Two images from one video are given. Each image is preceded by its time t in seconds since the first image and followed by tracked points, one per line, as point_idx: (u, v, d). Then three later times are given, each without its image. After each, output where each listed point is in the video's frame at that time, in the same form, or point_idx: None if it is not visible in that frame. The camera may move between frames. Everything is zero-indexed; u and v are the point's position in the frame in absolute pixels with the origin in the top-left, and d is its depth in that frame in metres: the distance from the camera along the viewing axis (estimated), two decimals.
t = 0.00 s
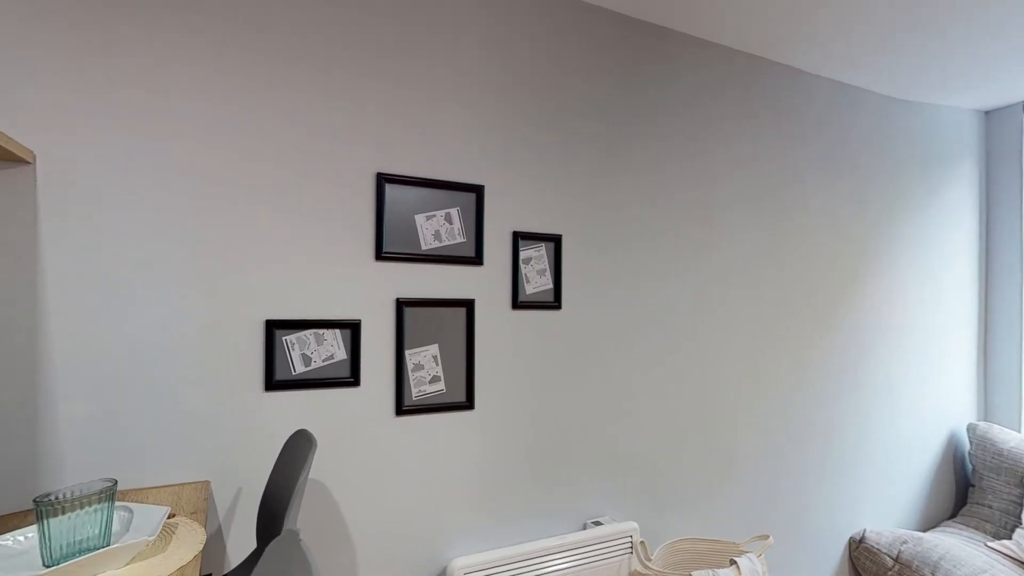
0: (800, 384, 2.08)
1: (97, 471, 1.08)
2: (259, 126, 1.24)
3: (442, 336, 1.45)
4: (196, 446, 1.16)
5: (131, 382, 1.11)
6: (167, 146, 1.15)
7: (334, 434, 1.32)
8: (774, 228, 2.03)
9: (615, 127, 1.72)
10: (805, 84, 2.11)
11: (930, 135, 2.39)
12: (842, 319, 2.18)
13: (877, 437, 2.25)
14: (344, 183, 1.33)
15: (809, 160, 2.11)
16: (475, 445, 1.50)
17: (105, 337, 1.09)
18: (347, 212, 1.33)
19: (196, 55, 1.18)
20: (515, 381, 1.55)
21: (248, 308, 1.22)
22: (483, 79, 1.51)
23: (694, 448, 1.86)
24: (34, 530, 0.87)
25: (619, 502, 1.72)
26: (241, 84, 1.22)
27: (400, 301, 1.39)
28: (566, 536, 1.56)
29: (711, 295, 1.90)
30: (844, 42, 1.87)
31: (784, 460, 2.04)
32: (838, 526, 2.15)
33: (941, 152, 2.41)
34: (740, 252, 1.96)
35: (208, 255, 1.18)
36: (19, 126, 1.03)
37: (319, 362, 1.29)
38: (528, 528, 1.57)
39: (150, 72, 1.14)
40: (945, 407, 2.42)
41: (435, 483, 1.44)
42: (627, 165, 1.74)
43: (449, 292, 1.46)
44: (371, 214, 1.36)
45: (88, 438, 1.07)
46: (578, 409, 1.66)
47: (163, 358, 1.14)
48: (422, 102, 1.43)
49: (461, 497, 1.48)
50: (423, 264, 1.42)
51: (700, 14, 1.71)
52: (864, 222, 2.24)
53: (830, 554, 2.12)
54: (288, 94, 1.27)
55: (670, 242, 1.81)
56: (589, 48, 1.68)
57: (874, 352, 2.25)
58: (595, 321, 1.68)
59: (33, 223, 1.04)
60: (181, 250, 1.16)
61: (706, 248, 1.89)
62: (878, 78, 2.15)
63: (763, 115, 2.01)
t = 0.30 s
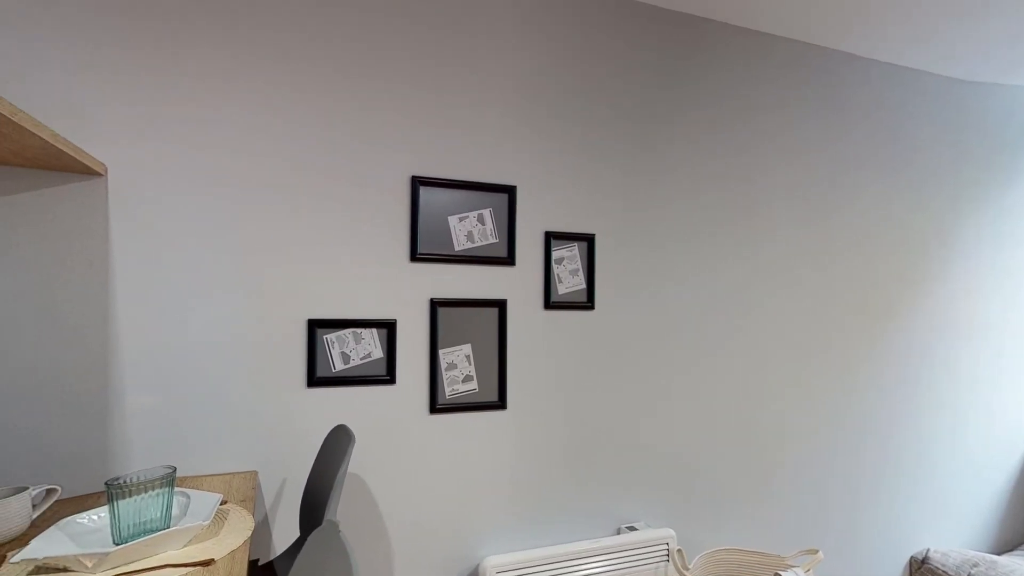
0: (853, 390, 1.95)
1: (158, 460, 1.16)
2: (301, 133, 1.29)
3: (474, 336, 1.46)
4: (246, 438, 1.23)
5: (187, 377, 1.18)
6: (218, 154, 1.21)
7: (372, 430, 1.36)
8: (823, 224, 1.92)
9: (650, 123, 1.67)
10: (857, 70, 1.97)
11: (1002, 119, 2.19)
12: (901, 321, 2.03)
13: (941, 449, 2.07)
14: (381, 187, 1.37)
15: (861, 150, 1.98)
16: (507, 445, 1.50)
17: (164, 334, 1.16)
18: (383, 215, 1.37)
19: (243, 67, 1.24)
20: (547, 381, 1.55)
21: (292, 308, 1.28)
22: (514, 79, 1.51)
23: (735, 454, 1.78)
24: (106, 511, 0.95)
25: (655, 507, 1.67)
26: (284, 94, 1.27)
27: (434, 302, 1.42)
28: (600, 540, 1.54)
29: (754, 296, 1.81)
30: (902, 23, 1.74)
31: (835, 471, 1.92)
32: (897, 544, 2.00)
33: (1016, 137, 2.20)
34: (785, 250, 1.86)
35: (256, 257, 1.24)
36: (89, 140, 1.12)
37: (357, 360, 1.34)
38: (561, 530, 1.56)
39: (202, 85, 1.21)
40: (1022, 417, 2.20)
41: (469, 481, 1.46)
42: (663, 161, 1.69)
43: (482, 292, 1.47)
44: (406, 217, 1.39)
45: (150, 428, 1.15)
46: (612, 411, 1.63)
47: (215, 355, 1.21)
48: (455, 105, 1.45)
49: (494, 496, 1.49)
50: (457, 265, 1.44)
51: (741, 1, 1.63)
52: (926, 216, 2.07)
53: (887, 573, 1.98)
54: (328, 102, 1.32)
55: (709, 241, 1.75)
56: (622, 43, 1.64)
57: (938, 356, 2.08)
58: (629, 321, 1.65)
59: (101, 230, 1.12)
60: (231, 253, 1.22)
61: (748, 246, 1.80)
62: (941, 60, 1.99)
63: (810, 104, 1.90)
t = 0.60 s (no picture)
0: (908, 396, 1.82)
1: (208, 450, 1.23)
2: (338, 139, 1.34)
3: (504, 336, 1.47)
4: (287, 432, 1.29)
5: (234, 373, 1.25)
6: (261, 162, 1.28)
7: (405, 427, 1.39)
8: (875, 219, 1.79)
9: (685, 117, 1.62)
10: (913, 53, 1.84)
11: None
12: (964, 322, 1.87)
13: (1011, 462, 1.90)
14: (412, 190, 1.40)
15: (918, 139, 1.84)
16: (537, 445, 1.50)
17: (213, 332, 1.24)
18: (415, 217, 1.40)
19: (285, 78, 1.30)
20: (577, 382, 1.53)
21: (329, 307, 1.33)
22: (544, 79, 1.51)
23: (776, 462, 1.70)
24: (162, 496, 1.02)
25: (690, 514, 1.62)
26: (322, 102, 1.32)
27: (465, 302, 1.43)
28: (631, 545, 1.50)
29: (797, 295, 1.72)
30: None
31: (888, 482, 1.79)
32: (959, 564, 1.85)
33: None
34: (831, 247, 1.76)
35: (295, 259, 1.30)
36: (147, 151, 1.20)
37: (390, 358, 1.37)
38: (591, 533, 1.54)
39: (247, 97, 1.27)
40: None
41: (498, 480, 1.47)
42: (698, 157, 1.63)
43: (512, 292, 1.48)
44: (436, 218, 1.42)
45: (201, 421, 1.22)
46: (645, 413, 1.59)
47: (259, 353, 1.27)
48: (484, 107, 1.46)
49: (524, 496, 1.49)
50: (486, 265, 1.45)
51: None
52: (993, 208, 1.90)
53: None
54: (362, 108, 1.36)
55: (747, 238, 1.68)
56: (654, 36, 1.60)
57: (1007, 361, 1.90)
58: (662, 322, 1.61)
59: (158, 235, 1.20)
60: (272, 255, 1.28)
61: (790, 243, 1.71)
62: (1012, 38, 1.82)
63: (858, 91, 1.78)
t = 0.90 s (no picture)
0: (973, 404, 1.68)
1: (255, 442, 1.30)
2: (373, 144, 1.38)
3: (535, 336, 1.47)
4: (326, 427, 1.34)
5: (277, 370, 1.32)
6: (302, 168, 1.33)
7: (438, 425, 1.42)
8: (936, 213, 1.66)
9: (723, 110, 1.56)
10: (980, 32, 1.69)
11: None
12: None
13: None
14: (445, 191, 1.42)
15: (986, 125, 1.70)
16: (569, 447, 1.49)
17: (259, 331, 1.30)
18: (447, 218, 1.42)
19: (323, 86, 1.35)
20: (610, 383, 1.51)
21: (365, 308, 1.37)
22: (575, 77, 1.49)
23: (824, 472, 1.60)
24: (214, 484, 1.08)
25: (729, 523, 1.56)
26: (358, 108, 1.37)
27: (496, 302, 1.44)
28: (666, 553, 1.46)
29: (847, 295, 1.62)
30: None
31: (949, 497, 1.66)
32: None
33: None
34: (886, 244, 1.64)
35: (334, 261, 1.35)
36: (199, 159, 1.27)
37: (424, 357, 1.40)
38: (625, 538, 1.51)
39: (289, 105, 1.33)
40: None
41: (530, 480, 1.46)
42: (737, 151, 1.57)
43: (543, 292, 1.47)
44: (468, 219, 1.43)
45: (249, 415, 1.29)
46: (681, 417, 1.54)
47: (301, 351, 1.33)
48: (515, 107, 1.46)
49: (556, 497, 1.48)
50: (518, 265, 1.46)
51: None
52: None
53: None
54: (396, 112, 1.39)
55: (791, 235, 1.59)
56: (691, 27, 1.55)
57: None
58: (700, 323, 1.55)
59: (209, 239, 1.27)
60: (313, 257, 1.34)
61: (839, 240, 1.62)
62: None
63: (916, 76, 1.66)
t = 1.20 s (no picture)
0: None
1: (297, 436, 1.36)
2: (407, 147, 1.41)
3: (566, 337, 1.46)
4: (363, 423, 1.39)
5: (317, 367, 1.37)
6: (340, 173, 1.38)
7: (470, 424, 1.43)
8: (994, 206, 1.57)
9: (764, 103, 1.50)
10: None
11: None
12: None
13: None
14: (476, 193, 1.43)
15: None
16: (601, 450, 1.47)
17: (300, 330, 1.37)
18: (479, 219, 1.43)
19: (359, 93, 1.39)
20: (643, 385, 1.47)
21: (400, 308, 1.40)
22: (608, 74, 1.47)
23: (874, 481, 1.52)
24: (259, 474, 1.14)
25: (772, 534, 1.49)
26: (393, 113, 1.40)
27: (527, 302, 1.44)
28: (704, 563, 1.41)
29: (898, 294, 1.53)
30: None
31: (1013, 510, 1.56)
32: None
33: None
34: (942, 241, 1.55)
35: (370, 262, 1.39)
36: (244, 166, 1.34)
37: (455, 357, 1.42)
38: (660, 545, 1.47)
39: (327, 112, 1.38)
40: None
41: (562, 482, 1.45)
42: (779, 145, 1.51)
43: (575, 292, 1.46)
44: (499, 220, 1.44)
45: (291, 410, 1.36)
46: (720, 422, 1.49)
47: (339, 350, 1.38)
48: (546, 106, 1.45)
49: (587, 501, 1.46)
50: (549, 265, 1.45)
51: None
52: None
53: None
54: (429, 116, 1.42)
55: (836, 231, 1.52)
56: (729, 18, 1.50)
57: None
58: (738, 324, 1.49)
59: (255, 242, 1.35)
60: (350, 259, 1.38)
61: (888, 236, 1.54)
62: None
63: (971, 66, 1.57)
